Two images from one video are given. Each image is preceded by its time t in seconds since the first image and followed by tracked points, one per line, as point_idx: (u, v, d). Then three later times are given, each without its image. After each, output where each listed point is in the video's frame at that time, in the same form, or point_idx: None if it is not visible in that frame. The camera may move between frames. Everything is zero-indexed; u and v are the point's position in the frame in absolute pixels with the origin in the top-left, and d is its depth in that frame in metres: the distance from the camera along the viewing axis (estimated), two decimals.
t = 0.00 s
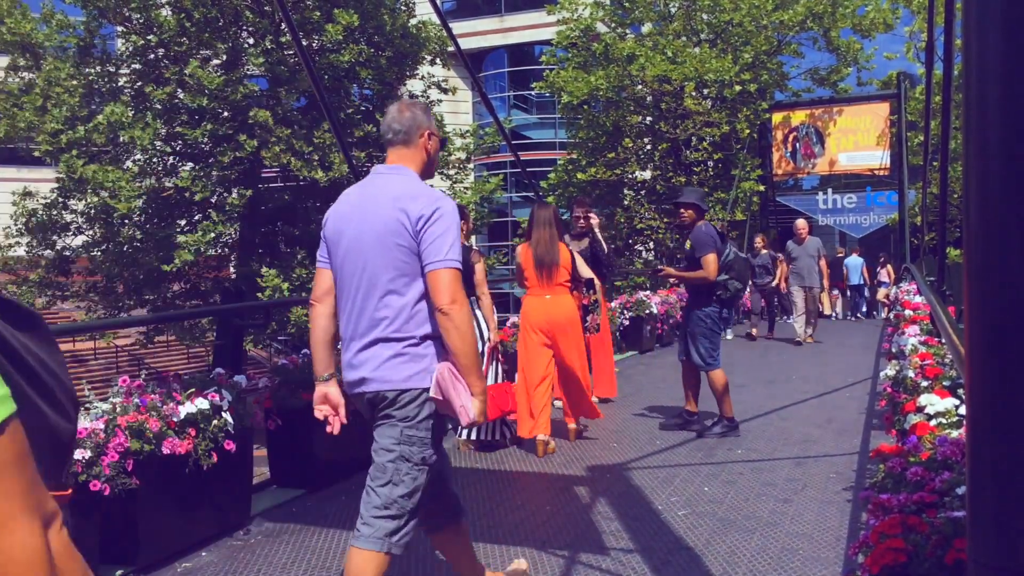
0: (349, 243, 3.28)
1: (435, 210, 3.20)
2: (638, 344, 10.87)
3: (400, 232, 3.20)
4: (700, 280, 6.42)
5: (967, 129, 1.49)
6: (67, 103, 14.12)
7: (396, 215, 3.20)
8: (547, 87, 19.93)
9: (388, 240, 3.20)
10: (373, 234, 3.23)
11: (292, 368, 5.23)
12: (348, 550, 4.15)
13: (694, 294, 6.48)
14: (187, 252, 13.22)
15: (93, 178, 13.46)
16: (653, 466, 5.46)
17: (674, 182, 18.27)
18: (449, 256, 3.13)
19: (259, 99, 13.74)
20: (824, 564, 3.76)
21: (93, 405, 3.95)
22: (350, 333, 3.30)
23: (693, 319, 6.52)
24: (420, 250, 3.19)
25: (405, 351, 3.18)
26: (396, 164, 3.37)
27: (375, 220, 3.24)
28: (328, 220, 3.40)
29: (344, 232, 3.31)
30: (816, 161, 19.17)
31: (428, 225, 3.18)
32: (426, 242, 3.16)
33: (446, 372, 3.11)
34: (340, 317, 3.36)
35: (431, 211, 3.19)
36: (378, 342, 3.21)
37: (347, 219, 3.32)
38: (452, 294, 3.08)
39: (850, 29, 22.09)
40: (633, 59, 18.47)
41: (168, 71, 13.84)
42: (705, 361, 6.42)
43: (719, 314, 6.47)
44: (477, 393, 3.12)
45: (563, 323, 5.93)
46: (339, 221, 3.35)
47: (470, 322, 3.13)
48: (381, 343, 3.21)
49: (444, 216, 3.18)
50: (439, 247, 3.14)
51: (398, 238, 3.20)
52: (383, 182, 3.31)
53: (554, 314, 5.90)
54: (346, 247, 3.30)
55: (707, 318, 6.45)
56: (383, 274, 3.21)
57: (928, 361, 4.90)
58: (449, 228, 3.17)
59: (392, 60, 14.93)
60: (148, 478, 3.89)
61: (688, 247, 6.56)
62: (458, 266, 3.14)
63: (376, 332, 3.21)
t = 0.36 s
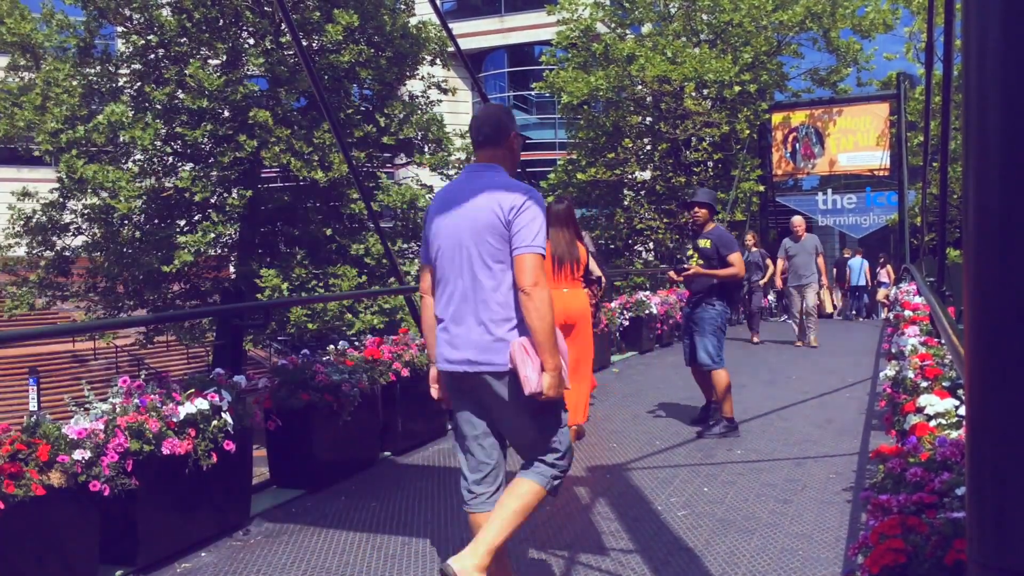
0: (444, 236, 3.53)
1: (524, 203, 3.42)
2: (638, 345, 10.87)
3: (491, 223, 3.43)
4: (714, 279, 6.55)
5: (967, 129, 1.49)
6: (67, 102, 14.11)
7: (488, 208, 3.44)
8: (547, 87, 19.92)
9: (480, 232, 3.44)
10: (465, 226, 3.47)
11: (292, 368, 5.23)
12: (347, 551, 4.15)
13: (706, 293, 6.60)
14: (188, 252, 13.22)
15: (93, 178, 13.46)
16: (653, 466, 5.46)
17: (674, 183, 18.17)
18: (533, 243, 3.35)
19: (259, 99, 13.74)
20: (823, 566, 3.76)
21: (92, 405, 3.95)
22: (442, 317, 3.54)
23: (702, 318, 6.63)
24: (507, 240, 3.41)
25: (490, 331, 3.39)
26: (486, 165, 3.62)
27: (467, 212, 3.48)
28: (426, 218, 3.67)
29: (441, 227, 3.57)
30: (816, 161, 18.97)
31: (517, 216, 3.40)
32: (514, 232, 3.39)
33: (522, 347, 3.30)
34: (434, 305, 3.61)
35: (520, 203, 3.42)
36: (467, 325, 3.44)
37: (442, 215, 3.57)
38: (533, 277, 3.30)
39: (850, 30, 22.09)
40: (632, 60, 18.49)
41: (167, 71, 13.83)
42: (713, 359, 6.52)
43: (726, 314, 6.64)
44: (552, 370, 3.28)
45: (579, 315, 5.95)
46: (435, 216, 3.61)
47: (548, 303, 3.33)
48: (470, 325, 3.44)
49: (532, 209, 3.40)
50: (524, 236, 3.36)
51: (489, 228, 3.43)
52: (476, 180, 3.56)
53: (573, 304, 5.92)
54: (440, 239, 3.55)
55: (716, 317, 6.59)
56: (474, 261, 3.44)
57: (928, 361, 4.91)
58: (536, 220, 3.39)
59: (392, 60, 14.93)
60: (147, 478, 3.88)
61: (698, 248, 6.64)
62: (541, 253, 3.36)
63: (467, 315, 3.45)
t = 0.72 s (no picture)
0: (519, 243, 3.62)
1: (594, 211, 3.42)
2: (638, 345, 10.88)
3: (562, 231, 3.47)
4: (716, 274, 6.64)
5: (966, 131, 1.49)
6: (66, 103, 14.11)
7: (558, 216, 3.47)
8: (546, 88, 19.92)
9: (552, 241, 3.50)
10: (539, 234, 3.54)
11: (291, 368, 5.22)
12: (346, 551, 4.15)
13: (707, 288, 6.67)
14: (188, 253, 13.23)
15: (93, 179, 13.46)
16: (653, 467, 5.46)
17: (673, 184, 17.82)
18: (602, 252, 3.37)
19: (258, 100, 13.76)
20: (823, 566, 3.76)
21: (92, 406, 3.95)
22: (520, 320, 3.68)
23: (708, 314, 6.71)
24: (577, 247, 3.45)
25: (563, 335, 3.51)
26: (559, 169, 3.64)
27: (540, 220, 3.54)
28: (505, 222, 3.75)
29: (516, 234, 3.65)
30: (815, 162, 18.86)
31: (586, 225, 3.42)
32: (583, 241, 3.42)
33: (593, 350, 3.41)
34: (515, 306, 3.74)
35: (590, 212, 3.42)
36: (541, 329, 3.56)
37: (517, 221, 3.64)
38: (601, 285, 3.34)
39: (849, 31, 22.10)
40: (632, 61, 18.52)
41: (167, 72, 13.84)
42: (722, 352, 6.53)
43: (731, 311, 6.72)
44: (623, 371, 3.40)
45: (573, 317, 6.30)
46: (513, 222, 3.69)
47: (617, 307, 3.40)
48: (546, 328, 3.56)
49: (602, 217, 3.40)
50: (594, 245, 3.39)
51: (560, 237, 3.48)
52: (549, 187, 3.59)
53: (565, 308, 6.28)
54: (516, 246, 3.64)
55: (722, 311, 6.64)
56: (547, 269, 3.52)
57: (927, 362, 4.91)
58: (606, 227, 3.40)
59: (391, 61, 14.93)
60: (146, 479, 3.88)
61: (702, 246, 6.83)
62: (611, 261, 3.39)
63: (542, 320, 3.56)
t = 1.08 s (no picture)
0: (597, 235, 3.94)
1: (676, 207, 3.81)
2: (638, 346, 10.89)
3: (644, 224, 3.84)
4: (725, 275, 6.74)
5: (965, 132, 1.49)
6: (66, 103, 14.10)
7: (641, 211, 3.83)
8: (547, 88, 19.93)
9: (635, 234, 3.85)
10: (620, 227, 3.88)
11: (291, 369, 5.21)
12: (345, 552, 4.15)
13: (716, 288, 6.76)
14: (187, 253, 13.24)
15: (94, 179, 13.47)
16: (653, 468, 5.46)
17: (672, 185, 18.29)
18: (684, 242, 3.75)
19: (259, 101, 13.77)
20: (823, 567, 3.76)
21: (92, 407, 3.95)
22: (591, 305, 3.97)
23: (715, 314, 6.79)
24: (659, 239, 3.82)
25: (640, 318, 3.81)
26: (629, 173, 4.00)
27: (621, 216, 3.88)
28: (574, 216, 4.06)
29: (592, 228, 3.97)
30: (815, 162, 18.79)
31: (669, 218, 3.80)
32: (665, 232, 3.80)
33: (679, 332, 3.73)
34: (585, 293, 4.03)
35: (670, 208, 3.81)
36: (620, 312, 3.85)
37: (594, 216, 3.97)
38: (688, 272, 3.71)
39: (850, 31, 22.09)
40: (631, 62, 18.52)
41: (167, 72, 13.84)
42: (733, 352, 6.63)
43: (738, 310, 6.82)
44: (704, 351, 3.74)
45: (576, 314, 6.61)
46: (586, 217, 4.01)
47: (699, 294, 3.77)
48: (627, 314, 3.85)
49: (682, 212, 3.79)
50: (676, 235, 3.76)
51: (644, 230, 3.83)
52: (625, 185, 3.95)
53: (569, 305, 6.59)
54: (593, 237, 3.96)
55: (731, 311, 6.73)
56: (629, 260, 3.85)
57: (927, 362, 4.91)
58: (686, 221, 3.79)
59: (391, 62, 14.93)
60: (146, 480, 3.88)
61: (712, 247, 6.82)
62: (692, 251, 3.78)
63: (617, 305, 3.87)
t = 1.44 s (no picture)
0: (646, 235, 4.16)
1: (718, 213, 4.13)
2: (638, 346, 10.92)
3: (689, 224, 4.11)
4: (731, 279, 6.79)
5: (965, 134, 1.49)
6: (66, 103, 14.11)
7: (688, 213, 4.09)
8: (547, 89, 19.93)
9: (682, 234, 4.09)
10: (669, 229, 4.11)
11: (291, 369, 5.20)
12: (345, 552, 4.15)
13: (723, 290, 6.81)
14: (187, 254, 13.26)
15: (93, 179, 13.48)
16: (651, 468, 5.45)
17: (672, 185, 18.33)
18: (728, 244, 4.09)
19: (258, 101, 13.79)
20: (822, 567, 3.75)
21: (92, 407, 3.95)
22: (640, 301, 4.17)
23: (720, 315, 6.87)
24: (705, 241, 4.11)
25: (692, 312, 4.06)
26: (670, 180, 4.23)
27: (667, 217, 4.13)
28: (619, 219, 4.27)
29: (639, 231, 4.19)
30: (814, 163, 18.88)
31: (715, 223, 4.11)
32: (710, 234, 4.10)
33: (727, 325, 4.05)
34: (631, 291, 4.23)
35: (712, 214, 4.11)
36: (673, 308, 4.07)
37: (642, 218, 4.19)
38: (733, 272, 4.04)
39: (849, 32, 22.11)
40: (631, 62, 18.50)
41: (167, 73, 13.84)
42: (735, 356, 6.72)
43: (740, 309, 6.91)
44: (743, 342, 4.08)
45: (582, 309, 6.67)
46: (633, 219, 4.23)
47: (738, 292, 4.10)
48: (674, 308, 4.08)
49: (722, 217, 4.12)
50: (722, 238, 4.09)
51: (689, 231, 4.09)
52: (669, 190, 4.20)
53: (574, 302, 6.65)
54: (640, 238, 4.18)
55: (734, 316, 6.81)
56: (676, 258, 4.09)
57: (927, 363, 4.91)
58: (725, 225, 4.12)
59: (390, 63, 14.93)
60: (146, 480, 3.87)
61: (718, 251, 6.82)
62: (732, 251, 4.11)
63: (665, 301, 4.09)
